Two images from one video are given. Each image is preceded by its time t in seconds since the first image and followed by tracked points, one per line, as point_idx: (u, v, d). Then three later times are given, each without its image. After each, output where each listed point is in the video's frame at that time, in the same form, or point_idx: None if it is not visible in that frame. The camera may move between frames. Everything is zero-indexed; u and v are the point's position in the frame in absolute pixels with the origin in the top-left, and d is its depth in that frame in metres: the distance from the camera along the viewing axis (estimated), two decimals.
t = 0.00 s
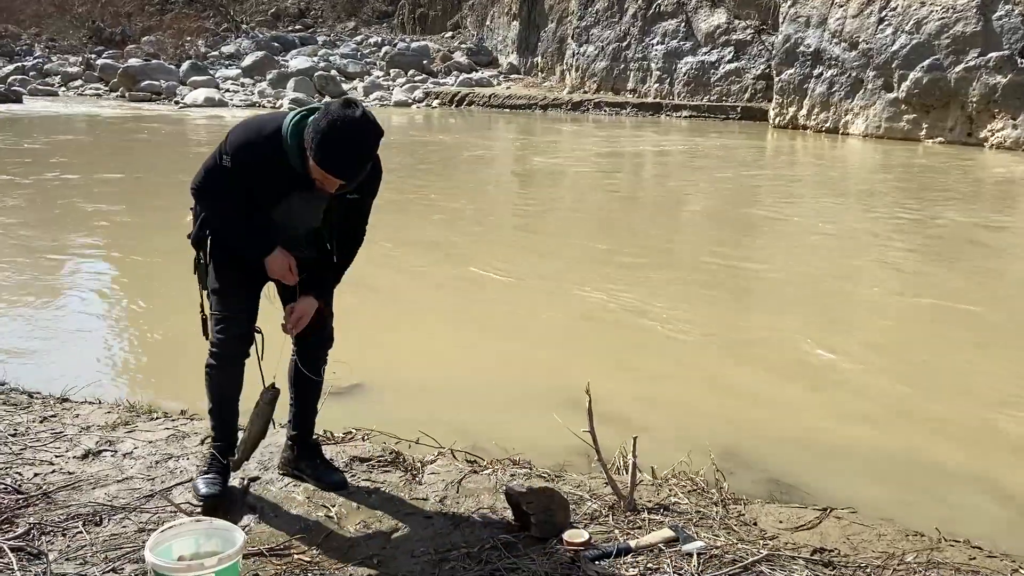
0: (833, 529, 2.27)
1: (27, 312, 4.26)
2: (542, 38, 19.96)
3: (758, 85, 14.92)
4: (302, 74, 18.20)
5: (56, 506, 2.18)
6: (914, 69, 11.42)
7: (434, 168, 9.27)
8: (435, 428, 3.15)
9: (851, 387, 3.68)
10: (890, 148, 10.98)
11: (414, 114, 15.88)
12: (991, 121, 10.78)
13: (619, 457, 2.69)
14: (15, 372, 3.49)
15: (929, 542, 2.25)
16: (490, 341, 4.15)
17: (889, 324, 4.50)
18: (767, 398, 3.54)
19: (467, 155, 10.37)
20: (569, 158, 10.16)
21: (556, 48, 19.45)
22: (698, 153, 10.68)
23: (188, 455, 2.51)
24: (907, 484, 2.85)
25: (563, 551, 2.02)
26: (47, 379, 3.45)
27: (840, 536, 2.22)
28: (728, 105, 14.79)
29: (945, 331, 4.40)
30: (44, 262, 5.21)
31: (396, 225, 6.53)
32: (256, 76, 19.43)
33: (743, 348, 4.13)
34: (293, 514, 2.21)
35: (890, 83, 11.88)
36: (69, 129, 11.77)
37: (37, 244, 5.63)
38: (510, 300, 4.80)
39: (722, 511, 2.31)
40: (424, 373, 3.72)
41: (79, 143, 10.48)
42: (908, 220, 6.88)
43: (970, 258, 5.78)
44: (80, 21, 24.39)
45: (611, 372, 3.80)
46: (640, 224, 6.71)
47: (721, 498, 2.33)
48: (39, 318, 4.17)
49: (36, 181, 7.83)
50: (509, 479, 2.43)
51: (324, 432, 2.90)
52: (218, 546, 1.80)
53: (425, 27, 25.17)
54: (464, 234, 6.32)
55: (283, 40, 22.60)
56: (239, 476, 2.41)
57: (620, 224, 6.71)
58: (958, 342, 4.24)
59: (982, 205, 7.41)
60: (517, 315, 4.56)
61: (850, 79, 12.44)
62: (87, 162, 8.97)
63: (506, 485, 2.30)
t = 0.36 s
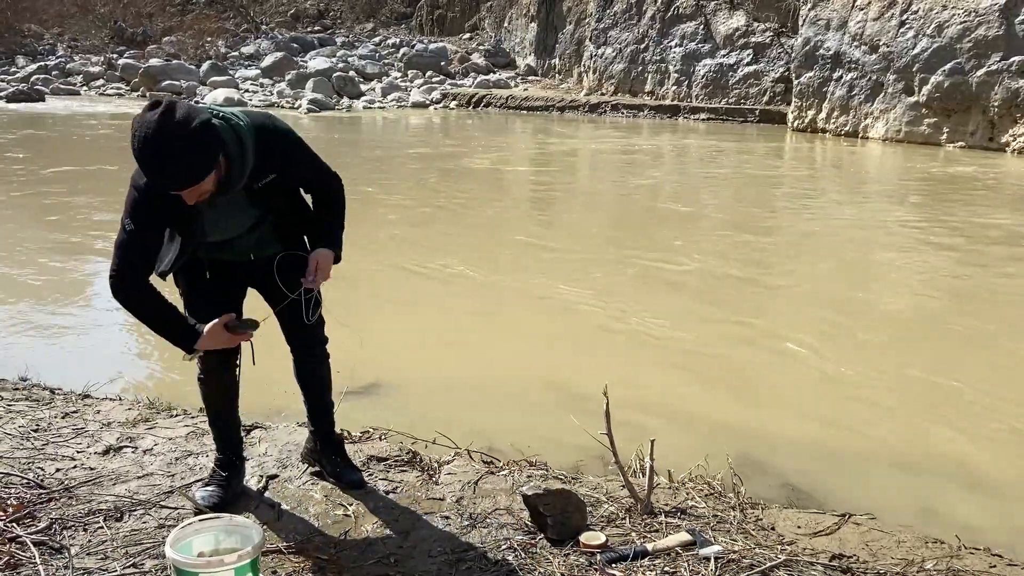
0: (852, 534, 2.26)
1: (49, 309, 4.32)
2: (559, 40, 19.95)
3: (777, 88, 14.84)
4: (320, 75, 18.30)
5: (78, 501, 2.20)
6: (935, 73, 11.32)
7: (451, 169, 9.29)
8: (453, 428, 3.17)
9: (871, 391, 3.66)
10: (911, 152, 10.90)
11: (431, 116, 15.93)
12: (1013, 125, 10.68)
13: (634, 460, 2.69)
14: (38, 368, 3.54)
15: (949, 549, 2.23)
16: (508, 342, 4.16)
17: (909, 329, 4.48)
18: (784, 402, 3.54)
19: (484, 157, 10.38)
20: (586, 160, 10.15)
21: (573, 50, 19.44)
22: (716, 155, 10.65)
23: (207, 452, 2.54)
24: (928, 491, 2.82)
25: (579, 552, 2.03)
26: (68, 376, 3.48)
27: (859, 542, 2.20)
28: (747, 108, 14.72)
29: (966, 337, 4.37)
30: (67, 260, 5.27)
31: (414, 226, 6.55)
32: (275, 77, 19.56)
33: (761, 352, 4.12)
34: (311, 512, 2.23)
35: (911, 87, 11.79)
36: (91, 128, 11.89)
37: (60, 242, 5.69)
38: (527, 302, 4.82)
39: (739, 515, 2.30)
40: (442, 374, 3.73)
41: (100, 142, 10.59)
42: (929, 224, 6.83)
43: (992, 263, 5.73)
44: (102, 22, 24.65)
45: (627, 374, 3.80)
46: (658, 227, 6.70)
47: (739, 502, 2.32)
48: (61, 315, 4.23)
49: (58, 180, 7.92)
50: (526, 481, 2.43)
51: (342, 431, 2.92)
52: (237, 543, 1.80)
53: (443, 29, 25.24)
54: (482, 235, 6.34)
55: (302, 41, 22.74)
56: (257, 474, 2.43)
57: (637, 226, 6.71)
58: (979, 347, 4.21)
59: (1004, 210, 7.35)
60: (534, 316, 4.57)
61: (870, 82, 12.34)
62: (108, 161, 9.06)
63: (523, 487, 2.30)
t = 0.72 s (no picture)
0: (866, 534, 2.24)
1: (61, 309, 4.34)
2: (569, 40, 19.93)
3: (789, 86, 14.78)
4: (331, 76, 18.35)
5: (92, 499, 2.21)
6: (948, 71, 11.24)
7: (461, 169, 9.29)
8: (465, 427, 3.17)
9: (884, 390, 3.64)
10: (924, 150, 10.83)
11: (441, 116, 15.95)
12: None
13: (646, 459, 2.68)
14: (53, 368, 3.56)
15: (964, 549, 2.22)
16: (520, 342, 4.16)
17: (922, 327, 4.45)
18: (797, 401, 3.52)
19: (494, 157, 10.37)
20: (596, 159, 10.13)
21: (583, 50, 19.41)
22: (727, 154, 10.61)
23: (220, 451, 2.55)
24: (944, 491, 2.80)
25: (591, 551, 2.02)
26: (82, 376, 3.50)
27: (873, 541, 2.19)
28: (758, 107, 14.67)
29: (981, 335, 4.34)
30: (80, 261, 5.30)
31: (425, 226, 6.57)
32: (285, 78, 19.62)
33: (773, 351, 4.10)
34: (324, 511, 2.23)
35: (924, 84, 11.71)
36: (103, 130, 11.96)
37: (73, 243, 5.73)
38: (537, 301, 4.82)
39: (752, 514, 2.29)
40: (454, 373, 3.74)
41: (113, 143, 10.65)
42: (942, 222, 6.79)
43: (1006, 261, 5.69)
44: (114, 24, 24.80)
45: (639, 373, 3.80)
46: (669, 226, 6.69)
47: (752, 502, 2.31)
48: (73, 316, 4.25)
49: (72, 181, 7.97)
50: (538, 480, 2.43)
51: (354, 430, 2.93)
52: (252, 542, 1.81)
53: (453, 29, 25.26)
54: (493, 235, 6.35)
55: (313, 42, 22.82)
56: (270, 473, 2.44)
57: (648, 225, 6.70)
58: (994, 346, 4.18)
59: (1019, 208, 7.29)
60: (545, 316, 4.57)
61: (882, 80, 12.25)
62: (120, 163, 9.11)
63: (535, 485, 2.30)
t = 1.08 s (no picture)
0: (873, 529, 2.24)
1: (67, 310, 4.35)
2: (575, 36, 19.90)
3: (795, 82, 14.74)
4: (337, 74, 18.37)
5: (101, 497, 2.22)
6: (955, 65, 11.19)
7: (467, 166, 9.29)
8: (472, 424, 3.17)
9: (893, 386, 3.63)
10: (931, 145, 10.78)
11: (447, 113, 15.96)
12: None
13: (654, 455, 2.67)
14: (59, 368, 3.56)
15: (973, 544, 2.21)
16: (526, 339, 4.16)
17: (931, 323, 4.44)
18: (803, 397, 3.51)
19: (499, 154, 10.37)
20: (602, 156, 10.11)
21: (589, 46, 19.38)
22: (733, 150, 10.59)
23: (227, 448, 2.55)
24: (952, 487, 2.79)
25: (599, 548, 2.02)
26: (90, 375, 3.51)
27: (881, 537, 2.18)
28: (764, 103, 14.63)
29: (989, 330, 4.32)
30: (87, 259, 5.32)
31: (431, 223, 6.57)
32: (291, 76, 19.65)
33: (780, 347, 4.09)
34: (332, 507, 2.24)
35: (931, 79, 11.65)
36: (110, 129, 12.00)
37: (81, 242, 5.75)
38: (543, 298, 4.82)
39: (759, 511, 2.29)
40: (460, 370, 3.74)
41: (120, 142, 10.68)
42: (949, 217, 6.76)
43: (1014, 256, 5.67)
44: (121, 23, 24.85)
45: (646, 369, 3.80)
46: (675, 222, 6.68)
47: (759, 498, 2.31)
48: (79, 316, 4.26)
49: (79, 180, 8.00)
50: (544, 477, 2.43)
51: (360, 427, 2.93)
52: (258, 538, 1.83)
53: (458, 26, 25.25)
54: (499, 232, 6.35)
55: (319, 39, 22.85)
56: (277, 470, 2.45)
57: (654, 221, 6.69)
58: (1002, 341, 4.16)
59: None
60: (552, 312, 4.57)
61: (890, 74, 12.18)
62: (127, 161, 9.14)
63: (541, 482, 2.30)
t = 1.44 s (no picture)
0: (880, 526, 2.23)
1: (72, 306, 4.35)
2: (580, 32, 19.86)
3: (801, 77, 14.68)
4: (341, 71, 18.38)
5: (108, 493, 2.23)
6: (962, 60, 11.14)
7: (471, 163, 9.28)
8: (477, 421, 3.17)
9: (900, 382, 3.62)
10: (938, 141, 10.74)
11: (451, 110, 15.94)
12: None
13: (660, 452, 2.67)
14: (67, 364, 3.57)
15: (980, 541, 2.20)
16: (530, 336, 4.15)
17: (938, 319, 4.42)
18: (809, 394, 3.50)
19: (504, 150, 10.35)
20: (606, 152, 10.08)
21: (594, 42, 19.33)
22: (739, 146, 10.57)
23: (233, 445, 2.56)
24: (960, 483, 2.78)
25: (604, 545, 2.02)
26: (95, 372, 3.51)
27: (887, 534, 2.18)
28: (770, 99, 14.59)
29: (996, 326, 4.31)
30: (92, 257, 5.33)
31: (436, 220, 6.57)
32: (295, 74, 19.66)
33: (785, 344, 4.08)
34: (338, 503, 2.24)
35: (937, 74, 11.60)
36: (115, 127, 12.01)
37: (86, 239, 5.76)
38: (548, 294, 4.82)
39: (765, 507, 2.28)
40: (465, 368, 3.74)
41: (125, 139, 10.70)
42: (956, 213, 6.74)
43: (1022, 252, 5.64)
44: (125, 20, 24.86)
45: (652, 366, 3.79)
46: (680, 218, 6.67)
47: (765, 495, 2.30)
48: (84, 312, 4.26)
49: (84, 177, 8.01)
50: (550, 473, 2.43)
51: (366, 424, 2.93)
52: (265, 534, 1.83)
53: (462, 23, 25.23)
54: (504, 228, 6.35)
55: (323, 36, 22.85)
56: (283, 467, 2.45)
57: (659, 218, 6.68)
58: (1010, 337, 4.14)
59: None
60: (557, 309, 4.57)
61: (896, 70, 12.12)
62: (132, 159, 9.15)
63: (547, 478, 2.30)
